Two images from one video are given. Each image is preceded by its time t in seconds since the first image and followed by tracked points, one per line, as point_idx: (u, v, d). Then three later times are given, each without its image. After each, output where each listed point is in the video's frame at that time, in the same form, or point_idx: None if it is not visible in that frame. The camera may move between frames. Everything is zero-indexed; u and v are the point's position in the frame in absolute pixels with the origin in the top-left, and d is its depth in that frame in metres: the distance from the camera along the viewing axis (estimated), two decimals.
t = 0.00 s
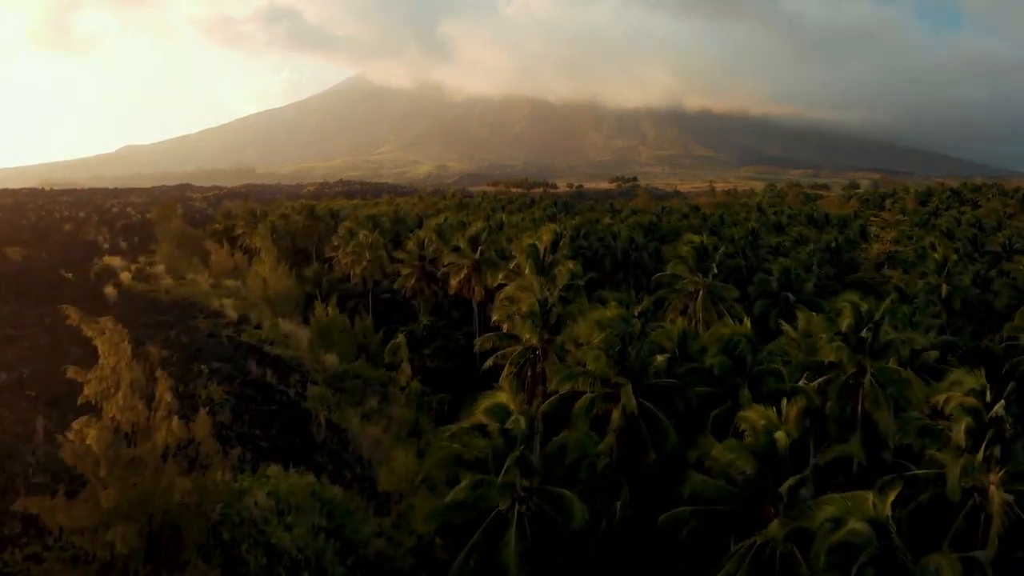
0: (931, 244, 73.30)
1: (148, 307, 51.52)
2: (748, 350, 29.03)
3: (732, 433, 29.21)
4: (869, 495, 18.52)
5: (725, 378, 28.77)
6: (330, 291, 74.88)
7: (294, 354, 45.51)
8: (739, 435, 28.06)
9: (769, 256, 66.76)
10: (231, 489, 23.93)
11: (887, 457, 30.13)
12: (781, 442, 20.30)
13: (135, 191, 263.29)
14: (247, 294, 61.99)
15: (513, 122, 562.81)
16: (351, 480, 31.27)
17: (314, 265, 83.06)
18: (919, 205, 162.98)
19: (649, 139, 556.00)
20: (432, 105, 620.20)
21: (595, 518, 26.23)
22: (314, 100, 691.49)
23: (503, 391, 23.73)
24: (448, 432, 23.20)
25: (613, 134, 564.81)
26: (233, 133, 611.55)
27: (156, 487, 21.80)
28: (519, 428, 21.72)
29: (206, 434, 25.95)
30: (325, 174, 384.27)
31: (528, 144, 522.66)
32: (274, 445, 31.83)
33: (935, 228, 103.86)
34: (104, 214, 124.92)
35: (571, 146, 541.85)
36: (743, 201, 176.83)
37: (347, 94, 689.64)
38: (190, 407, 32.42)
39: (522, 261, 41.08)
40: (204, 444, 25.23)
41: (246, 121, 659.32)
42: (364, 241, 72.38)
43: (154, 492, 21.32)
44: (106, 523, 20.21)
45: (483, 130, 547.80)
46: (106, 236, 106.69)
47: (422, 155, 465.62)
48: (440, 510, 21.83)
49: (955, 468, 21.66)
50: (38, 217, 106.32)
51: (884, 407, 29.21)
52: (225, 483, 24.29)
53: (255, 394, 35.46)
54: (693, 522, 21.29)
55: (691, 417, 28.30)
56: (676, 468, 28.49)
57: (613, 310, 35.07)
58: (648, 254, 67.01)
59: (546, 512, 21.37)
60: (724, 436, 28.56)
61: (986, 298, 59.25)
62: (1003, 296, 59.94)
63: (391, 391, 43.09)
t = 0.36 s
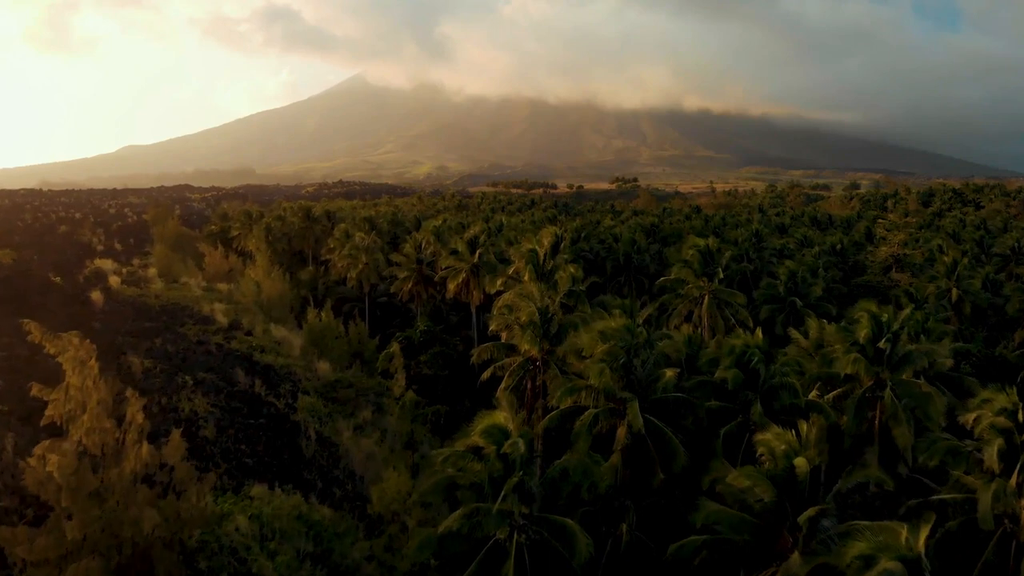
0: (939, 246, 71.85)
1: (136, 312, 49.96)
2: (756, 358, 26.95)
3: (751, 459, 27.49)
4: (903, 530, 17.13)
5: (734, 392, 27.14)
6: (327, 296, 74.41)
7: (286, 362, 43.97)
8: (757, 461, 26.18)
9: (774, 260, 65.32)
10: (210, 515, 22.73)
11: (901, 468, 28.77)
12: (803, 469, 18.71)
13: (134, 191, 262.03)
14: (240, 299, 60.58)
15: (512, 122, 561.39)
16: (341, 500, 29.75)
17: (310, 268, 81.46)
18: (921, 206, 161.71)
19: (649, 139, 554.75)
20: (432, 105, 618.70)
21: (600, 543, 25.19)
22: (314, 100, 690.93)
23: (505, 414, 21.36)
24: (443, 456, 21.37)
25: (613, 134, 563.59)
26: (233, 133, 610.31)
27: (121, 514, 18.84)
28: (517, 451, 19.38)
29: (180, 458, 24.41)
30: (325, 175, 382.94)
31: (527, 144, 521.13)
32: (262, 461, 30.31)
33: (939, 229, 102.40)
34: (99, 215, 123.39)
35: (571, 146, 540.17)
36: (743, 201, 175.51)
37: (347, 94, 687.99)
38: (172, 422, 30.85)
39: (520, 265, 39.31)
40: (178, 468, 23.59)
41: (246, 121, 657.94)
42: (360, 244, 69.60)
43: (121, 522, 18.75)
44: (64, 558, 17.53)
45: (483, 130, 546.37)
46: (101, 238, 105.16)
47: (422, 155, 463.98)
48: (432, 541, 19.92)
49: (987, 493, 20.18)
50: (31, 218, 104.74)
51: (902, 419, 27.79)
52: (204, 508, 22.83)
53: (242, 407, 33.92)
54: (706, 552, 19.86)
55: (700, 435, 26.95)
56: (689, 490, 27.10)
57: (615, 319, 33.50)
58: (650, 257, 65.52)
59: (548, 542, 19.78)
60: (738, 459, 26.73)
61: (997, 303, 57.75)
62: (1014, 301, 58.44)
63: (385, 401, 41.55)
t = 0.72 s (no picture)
0: (946, 249, 70.43)
1: (124, 317, 48.55)
2: (771, 370, 25.59)
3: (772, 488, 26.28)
4: (938, 568, 16.20)
5: (747, 407, 25.64)
6: (324, 298, 72.97)
7: (277, 370, 42.47)
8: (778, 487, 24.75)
9: (779, 263, 64.00)
10: (186, 542, 21.26)
11: (919, 485, 28.54)
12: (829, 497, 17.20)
13: (134, 190, 260.60)
14: (232, 302, 59.13)
15: (513, 122, 560.20)
16: (331, 521, 28.34)
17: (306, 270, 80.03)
18: (923, 207, 160.35)
19: (649, 139, 553.54)
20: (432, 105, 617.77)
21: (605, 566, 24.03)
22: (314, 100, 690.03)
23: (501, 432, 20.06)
24: (436, 481, 19.84)
25: (613, 134, 562.42)
26: (233, 133, 607.49)
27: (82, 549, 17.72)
28: (515, 476, 18.10)
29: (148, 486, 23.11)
30: (325, 175, 381.84)
31: (527, 144, 519.94)
32: (248, 479, 29.01)
33: (945, 230, 100.97)
34: (96, 215, 121.97)
35: (571, 147, 538.76)
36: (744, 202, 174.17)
37: (347, 94, 686.39)
38: (153, 438, 29.46)
39: (520, 271, 37.82)
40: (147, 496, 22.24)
41: (246, 121, 656.09)
42: (357, 246, 68.39)
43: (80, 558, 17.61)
44: None
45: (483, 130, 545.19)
46: (96, 239, 103.71)
47: (421, 155, 462.80)
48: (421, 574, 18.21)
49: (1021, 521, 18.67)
50: (25, 219, 103.40)
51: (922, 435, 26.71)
52: (179, 536, 21.34)
53: (228, 420, 32.48)
54: None
55: (711, 451, 25.92)
56: (699, 516, 26.00)
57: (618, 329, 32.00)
58: (652, 260, 64.10)
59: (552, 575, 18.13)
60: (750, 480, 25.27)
61: (1008, 307, 56.31)
62: None
63: (379, 411, 40.10)
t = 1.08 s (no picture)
0: (956, 252, 68.81)
1: (111, 323, 46.99)
2: (789, 387, 23.97)
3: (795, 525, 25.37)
4: None
5: (764, 426, 23.98)
6: (319, 302, 71.17)
7: (267, 379, 40.83)
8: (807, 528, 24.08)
9: (785, 267, 62.38)
10: None
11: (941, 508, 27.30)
12: (862, 536, 15.85)
13: (134, 190, 259.02)
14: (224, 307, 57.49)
15: (513, 122, 558.64)
16: (321, 546, 26.85)
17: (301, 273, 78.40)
18: (927, 207, 158.68)
19: (650, 139, 551.95)
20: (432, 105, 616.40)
21: None
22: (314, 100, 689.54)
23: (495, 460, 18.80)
24: (427, 516, 17.99)
25: (613, 134, 560.74)
26: (233, 133, 606.05)
27: None
28: (514, 510, 16.72)
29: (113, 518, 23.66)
30: (325, 175, 380.43)
31: (527, 144, 518.43)
32: (229, 500, 27.60)
33: (952, 232, 99.32)
34: (92, 216, 120.42)
35: (571, 146, 537.00)
36: (746, 203, 172.64)
37: (347, 94, 684.67)
38: (131, 457, 27.96)
39: (519, 278, 36.15)
40: (109, 531, 22.77)
41: (246, 121, 655.76)
42: (352, 248, 66.66)
43: None
44: None
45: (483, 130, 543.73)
46: (91, 241, 102.09)
47: (421, 155, 461.34)
48: None
49: None
50: (20, 220, 101.99)
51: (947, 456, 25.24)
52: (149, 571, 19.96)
53: (212, 436, 31.03)
54: None
55: (722, 472, 24.37)
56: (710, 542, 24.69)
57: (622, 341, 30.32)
58: (655, 263, 62.48)
59: None
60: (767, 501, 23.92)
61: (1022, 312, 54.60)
62: None
63: (372, 424, 38.45)
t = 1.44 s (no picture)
0: (966, 255, 67.16)
1: (96, 330, 45.18)
2: (810, 408, 22.21)
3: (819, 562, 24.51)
4: None
5: (782, 449, 22.22)
6: (314, 307, 69.36)
7: (256, 390, 39.06)
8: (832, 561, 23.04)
9: (791, 270, 60.77)
10: None
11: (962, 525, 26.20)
12: None
13: (135, 188, 257.16)
14: (215, 313, 55.65)
15: (513, 122, 556.62)
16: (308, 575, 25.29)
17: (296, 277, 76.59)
18: (929, 208, 157.11)
19: (650, 139, 550.08)
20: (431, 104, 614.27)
21: None
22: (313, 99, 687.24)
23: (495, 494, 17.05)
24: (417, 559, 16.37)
25: (613, 134, 558.86)
26: (232, 133, 603.87)
27: None
28: (512, 553, 14.83)
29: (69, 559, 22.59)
30: (325, 175, 378.93)
31: (527, 145, 516.49)
32: (209, 525, 26.16)
33: (958, 233, 97.70)
34: (85, 216, 118.51)
35: (571, 146, 535.05)
36: (747, 203, 170.93)
37: (348, 94, 682.67)
38: (105, 479, 26.30)
39: (519, 285, 34.34)
40: None
41: (245, 120, 653.36)
42: (348, 251, 64.81)
43: None
44: None
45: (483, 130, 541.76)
46: (83, 241, 100.26)
47: (421, 155, 459.41)
48: None
49: None
50: (10, 220, 100.10)
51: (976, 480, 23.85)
52: None
53: (194, 454, 29.29)
54: None
55: (736, 497, 22.77)
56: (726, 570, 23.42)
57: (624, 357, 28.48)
58: (658, 266, 60.77)
59: None
60: (785, 530, 22.38)
61: None
62: None
63: (364, 438, 36.81)
